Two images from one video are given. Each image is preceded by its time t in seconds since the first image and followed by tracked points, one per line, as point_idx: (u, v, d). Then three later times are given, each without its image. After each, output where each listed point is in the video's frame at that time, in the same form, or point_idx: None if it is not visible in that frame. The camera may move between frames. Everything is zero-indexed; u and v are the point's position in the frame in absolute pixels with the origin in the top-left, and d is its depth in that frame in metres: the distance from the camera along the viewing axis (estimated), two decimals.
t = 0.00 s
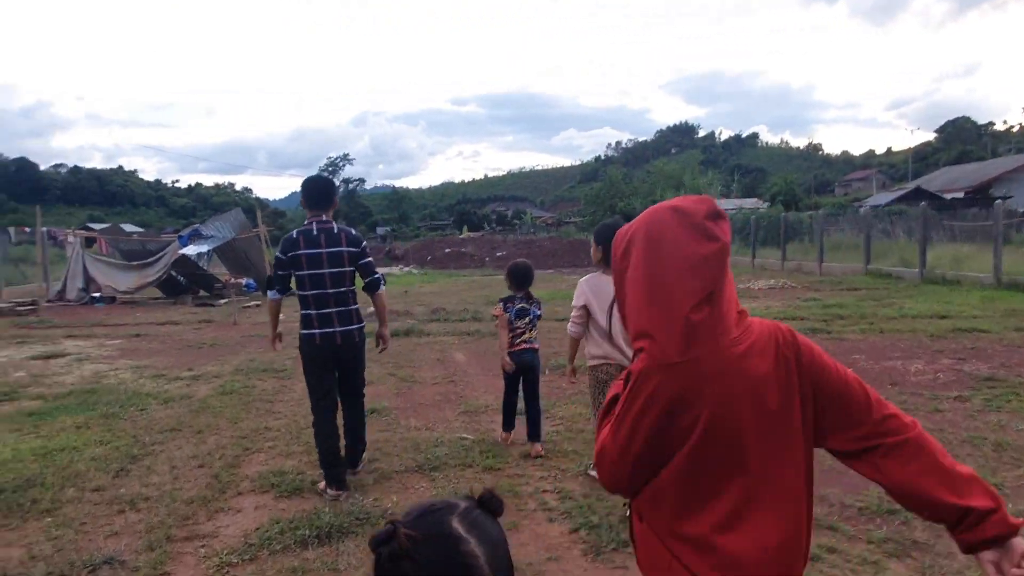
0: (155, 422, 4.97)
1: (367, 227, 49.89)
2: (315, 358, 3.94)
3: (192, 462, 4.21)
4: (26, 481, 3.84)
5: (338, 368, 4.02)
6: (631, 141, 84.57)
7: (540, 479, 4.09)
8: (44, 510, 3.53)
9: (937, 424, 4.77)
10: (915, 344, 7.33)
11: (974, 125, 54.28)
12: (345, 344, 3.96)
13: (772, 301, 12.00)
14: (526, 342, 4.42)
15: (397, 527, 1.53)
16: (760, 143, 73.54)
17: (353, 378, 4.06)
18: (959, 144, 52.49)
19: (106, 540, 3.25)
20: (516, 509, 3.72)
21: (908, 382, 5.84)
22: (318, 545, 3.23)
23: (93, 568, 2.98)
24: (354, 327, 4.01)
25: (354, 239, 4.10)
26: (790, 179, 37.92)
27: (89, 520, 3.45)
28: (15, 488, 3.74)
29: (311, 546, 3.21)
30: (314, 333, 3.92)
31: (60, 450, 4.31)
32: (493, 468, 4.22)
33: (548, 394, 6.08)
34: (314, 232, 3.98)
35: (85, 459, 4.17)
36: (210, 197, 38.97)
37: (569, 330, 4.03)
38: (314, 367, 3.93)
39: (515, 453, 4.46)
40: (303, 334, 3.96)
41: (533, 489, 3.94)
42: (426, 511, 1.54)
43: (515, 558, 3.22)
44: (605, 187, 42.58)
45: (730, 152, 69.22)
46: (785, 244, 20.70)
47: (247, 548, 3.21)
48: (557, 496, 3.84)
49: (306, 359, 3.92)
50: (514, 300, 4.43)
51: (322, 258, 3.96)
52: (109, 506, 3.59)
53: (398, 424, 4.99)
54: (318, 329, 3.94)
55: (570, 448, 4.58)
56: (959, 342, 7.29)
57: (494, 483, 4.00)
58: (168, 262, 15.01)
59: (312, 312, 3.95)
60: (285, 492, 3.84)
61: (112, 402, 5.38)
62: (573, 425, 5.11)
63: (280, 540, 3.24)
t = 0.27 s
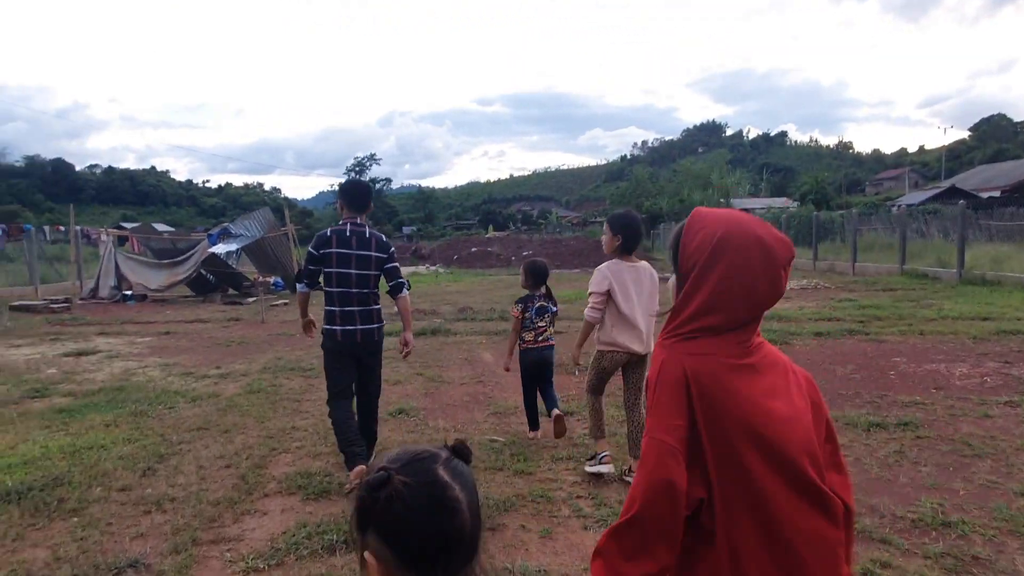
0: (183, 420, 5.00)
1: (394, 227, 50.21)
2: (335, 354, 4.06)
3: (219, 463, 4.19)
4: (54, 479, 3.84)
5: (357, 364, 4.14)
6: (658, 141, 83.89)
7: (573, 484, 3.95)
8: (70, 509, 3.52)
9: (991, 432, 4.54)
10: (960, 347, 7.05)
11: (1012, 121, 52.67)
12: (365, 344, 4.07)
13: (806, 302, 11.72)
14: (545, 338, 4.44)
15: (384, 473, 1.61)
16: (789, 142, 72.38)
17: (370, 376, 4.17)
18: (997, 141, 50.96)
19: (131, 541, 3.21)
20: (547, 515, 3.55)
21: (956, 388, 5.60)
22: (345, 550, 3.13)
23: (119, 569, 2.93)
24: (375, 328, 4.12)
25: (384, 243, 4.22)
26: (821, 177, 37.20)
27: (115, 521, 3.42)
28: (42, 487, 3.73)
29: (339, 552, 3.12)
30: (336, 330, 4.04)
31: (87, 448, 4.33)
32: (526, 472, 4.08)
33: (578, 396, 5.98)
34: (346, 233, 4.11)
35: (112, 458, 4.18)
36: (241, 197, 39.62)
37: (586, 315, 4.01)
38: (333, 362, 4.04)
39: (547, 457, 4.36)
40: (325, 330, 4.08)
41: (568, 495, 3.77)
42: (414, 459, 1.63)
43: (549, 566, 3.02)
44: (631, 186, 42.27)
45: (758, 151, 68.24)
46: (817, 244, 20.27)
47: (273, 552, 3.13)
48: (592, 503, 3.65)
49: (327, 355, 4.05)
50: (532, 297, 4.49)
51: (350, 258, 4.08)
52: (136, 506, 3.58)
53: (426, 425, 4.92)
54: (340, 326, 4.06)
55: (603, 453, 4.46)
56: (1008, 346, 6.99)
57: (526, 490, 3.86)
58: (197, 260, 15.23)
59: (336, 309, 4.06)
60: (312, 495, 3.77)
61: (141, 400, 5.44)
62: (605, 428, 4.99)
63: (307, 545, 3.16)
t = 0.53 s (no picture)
0: (203, 426, 4.98)
1: (415, 228, 50.31)
2: (351, 347, 4.18)
3: (240, 470, 4.17)
4: (74, 486, 3.82)
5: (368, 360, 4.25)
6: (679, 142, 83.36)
7: (603, 494, 3.81)
8: (91, 517, 3.50)
9: None
10: (999, 353, 6.83)
11: None
12: (382, 340, 4.19)
13: (834, 304, 11.49)
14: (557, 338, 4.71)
15: (394, 489, 1.55)
16: (812, 142, 71.45)
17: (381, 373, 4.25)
18: None
19: (151, 553, 3.17)
20: (578, 529, 3.39)
21: (997, 395, 5.41)
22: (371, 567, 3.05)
23: None
24: (391, 326, 4.25)
25: (407, 245, 4.37)
26: (846, 177, 36.61)
27: (135, 530, 3.39)
28: (61, 495, 3.71)
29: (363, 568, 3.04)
30: (354, 323, 4.16)
31: (108, 454, 4.32)
32: (554, 482, 3.96)
33: (603, 403, 5.87)
34: (375, 231, 4.24)
35: (133, 465, 4.16)
36: (263, 199, 39.98)
37: (580, 320, 4.07)
38: (349, 355, 4.17)
39: (575, 466, 4.24)
40: (343, 322, 4.19)
41: (598, 507, 3.63)
42: (424, 472, 1.58)
43: None
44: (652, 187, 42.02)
45: (781, 151, 67.43)
46: (843, 245, 19.92)
47: (295, 566, 3.07)
48: (622, 517, 3.51)
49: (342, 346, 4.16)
50: (541, 301, 4.77)
51: (376, 255, 4.20)
52: (156, 515, 3.55)
53: (450, 432, 4.83)
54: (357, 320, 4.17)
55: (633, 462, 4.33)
56: None
57: (555, 500, 3.71)
58: (220, 262, 15.37)
59: (357, 303, 4.17)
60: (333, 505, 3.72)
61: (163, 405, 5.44)
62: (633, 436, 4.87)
63: (330, 560, 3.10)
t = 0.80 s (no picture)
0: (233, 425, 5.03)
1: (444, 228, 50.51)
2: (375, 347, 4.38)
3: (268, 470, 4.20)
4: (105, 484, 3.88)
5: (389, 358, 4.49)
6: (709, 140, 82.33)
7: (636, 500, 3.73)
8: (121, 516, 3.54)
9: None
10: None
11: None
12: (404, 339, 4.40)
13: (872, 305, 11.20)
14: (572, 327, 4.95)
15: (408, 431, 1.70)
16: (847, 139, 69.92)
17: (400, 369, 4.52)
18: None
19: (179, 553, 3.19)
20: (610, 536, 3.32)
21: None
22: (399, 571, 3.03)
23: None
24: (411, 326, 4.46)
25: (422, 247, 4.55)
26: (883, 175, 35.73)
27: (164, 530, 3.43)
28: (92, 493, 3.76)
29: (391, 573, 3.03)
30: (377, 325, 4.34)
31: (139, 451, 4.38)
32: (585, 486, 3.89)
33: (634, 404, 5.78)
34: (392, 236, 4.39)
35: (163, 463, 4.21)
36: (294, 199, 40.55)
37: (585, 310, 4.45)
38: (373, 355, 4.35)
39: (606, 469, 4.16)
40: (366, 324, 4.36)
41: (631, 514, 3.55)
42: (434, 418, 1.73)
43: None
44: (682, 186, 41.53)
45: (814, 149, 66.15)
46: (879, 245, 19.43)
47: (322, 569, 3.06)
48: (656, 523, 3.43)
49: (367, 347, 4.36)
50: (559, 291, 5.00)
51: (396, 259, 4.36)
52: (185, 514, 3.58)
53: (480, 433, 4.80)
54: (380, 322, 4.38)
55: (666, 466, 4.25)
56: None
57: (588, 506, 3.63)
58: (252, 261, 15.62)
59: (379, 306, 4.35)
60: (361, 507, 3.71)
61: (194, 402, 5.52)
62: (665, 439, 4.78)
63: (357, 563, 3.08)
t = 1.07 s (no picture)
0: (272, 424, 5.10)
1: (483, 227, 50.68)
2: (403, 337, 4.59)
3: (304, 470, 4.24)
4: (146, 482, 3.97)
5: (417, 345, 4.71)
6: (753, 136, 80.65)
7: (678, 508, 3.62)
8: (159, 514, 3.60)
9: None
10: None
11: None
12: (431, 326, 4.63)
13: (925, 304, 10.77)
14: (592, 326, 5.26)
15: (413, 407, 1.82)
16: (898, 133, 67.56)
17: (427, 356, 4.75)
18: None
19: (214, 553, 3.24)
20: (650, 544, 3.24)
21: None
22: None
23: None
24: (437, 313, 4.69)
25: (439, 238, 4.79)
26: (937, 170, 34.40)
27: (200, 529, 3.49)
28: (132, 490, 3.85)
29: None
30: (404, 316, 4.56)
31: (179, 450, 4.48)
32: (625, 492, 3.81)
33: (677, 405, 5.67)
34: (410, 230, 4.62)
35: (202, 461, 4.29)
36: (337, 200, 41.26)
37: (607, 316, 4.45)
38: (402, 345, 4.55)
39: (647, 474, 4.07)
40: (393, 316, 4.58)
41: (673, 522, 3.45)
42: (439, 398, 1.86)
43: None
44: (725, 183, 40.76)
45: (863, 144, 64.15)
46: (932, 242, 18.70)
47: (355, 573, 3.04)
48: (698, 532, 3.32)
49: (396, 337, 4.57)
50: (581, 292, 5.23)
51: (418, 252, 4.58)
52: (221, 514, 3.64)
53: (517, 435, 4.75)
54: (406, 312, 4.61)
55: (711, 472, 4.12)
56: None
57: (627, 512, 3.55)
58: (295, 262, 15.95)
59: (404, 298, 4.57)
60: (396, 509, 3.69)
61: (235, 401, 5.63)
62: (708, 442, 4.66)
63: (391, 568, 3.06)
